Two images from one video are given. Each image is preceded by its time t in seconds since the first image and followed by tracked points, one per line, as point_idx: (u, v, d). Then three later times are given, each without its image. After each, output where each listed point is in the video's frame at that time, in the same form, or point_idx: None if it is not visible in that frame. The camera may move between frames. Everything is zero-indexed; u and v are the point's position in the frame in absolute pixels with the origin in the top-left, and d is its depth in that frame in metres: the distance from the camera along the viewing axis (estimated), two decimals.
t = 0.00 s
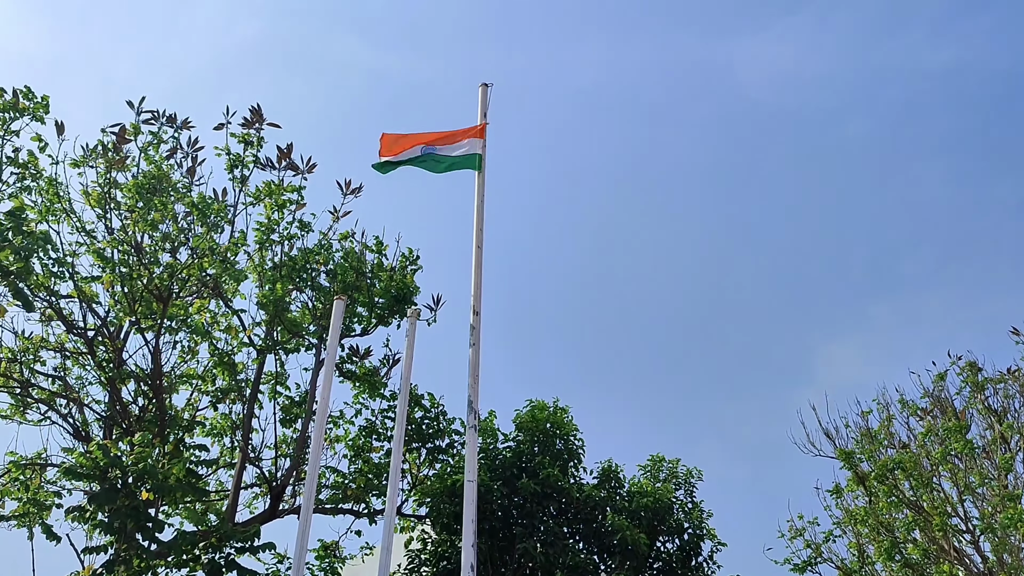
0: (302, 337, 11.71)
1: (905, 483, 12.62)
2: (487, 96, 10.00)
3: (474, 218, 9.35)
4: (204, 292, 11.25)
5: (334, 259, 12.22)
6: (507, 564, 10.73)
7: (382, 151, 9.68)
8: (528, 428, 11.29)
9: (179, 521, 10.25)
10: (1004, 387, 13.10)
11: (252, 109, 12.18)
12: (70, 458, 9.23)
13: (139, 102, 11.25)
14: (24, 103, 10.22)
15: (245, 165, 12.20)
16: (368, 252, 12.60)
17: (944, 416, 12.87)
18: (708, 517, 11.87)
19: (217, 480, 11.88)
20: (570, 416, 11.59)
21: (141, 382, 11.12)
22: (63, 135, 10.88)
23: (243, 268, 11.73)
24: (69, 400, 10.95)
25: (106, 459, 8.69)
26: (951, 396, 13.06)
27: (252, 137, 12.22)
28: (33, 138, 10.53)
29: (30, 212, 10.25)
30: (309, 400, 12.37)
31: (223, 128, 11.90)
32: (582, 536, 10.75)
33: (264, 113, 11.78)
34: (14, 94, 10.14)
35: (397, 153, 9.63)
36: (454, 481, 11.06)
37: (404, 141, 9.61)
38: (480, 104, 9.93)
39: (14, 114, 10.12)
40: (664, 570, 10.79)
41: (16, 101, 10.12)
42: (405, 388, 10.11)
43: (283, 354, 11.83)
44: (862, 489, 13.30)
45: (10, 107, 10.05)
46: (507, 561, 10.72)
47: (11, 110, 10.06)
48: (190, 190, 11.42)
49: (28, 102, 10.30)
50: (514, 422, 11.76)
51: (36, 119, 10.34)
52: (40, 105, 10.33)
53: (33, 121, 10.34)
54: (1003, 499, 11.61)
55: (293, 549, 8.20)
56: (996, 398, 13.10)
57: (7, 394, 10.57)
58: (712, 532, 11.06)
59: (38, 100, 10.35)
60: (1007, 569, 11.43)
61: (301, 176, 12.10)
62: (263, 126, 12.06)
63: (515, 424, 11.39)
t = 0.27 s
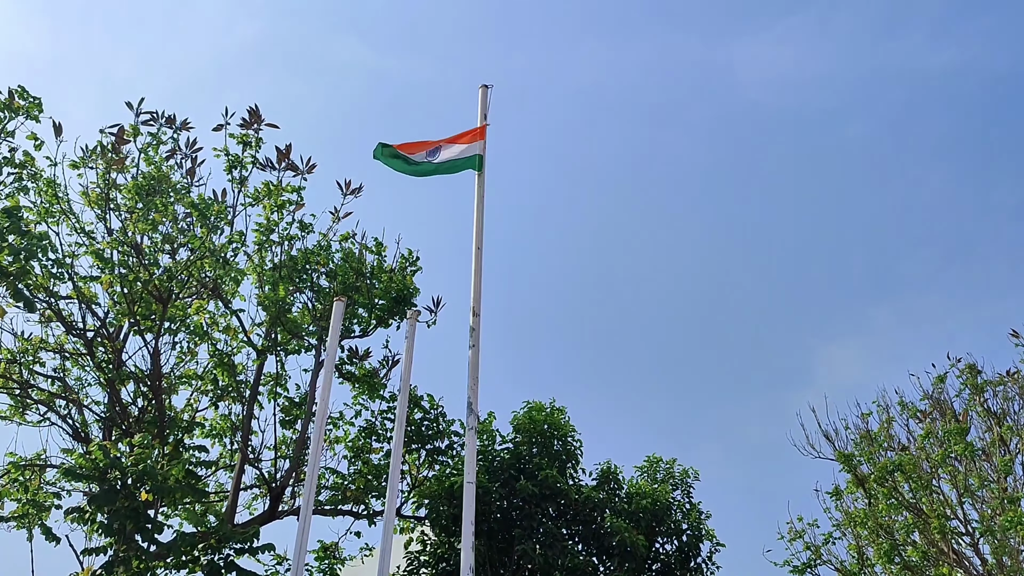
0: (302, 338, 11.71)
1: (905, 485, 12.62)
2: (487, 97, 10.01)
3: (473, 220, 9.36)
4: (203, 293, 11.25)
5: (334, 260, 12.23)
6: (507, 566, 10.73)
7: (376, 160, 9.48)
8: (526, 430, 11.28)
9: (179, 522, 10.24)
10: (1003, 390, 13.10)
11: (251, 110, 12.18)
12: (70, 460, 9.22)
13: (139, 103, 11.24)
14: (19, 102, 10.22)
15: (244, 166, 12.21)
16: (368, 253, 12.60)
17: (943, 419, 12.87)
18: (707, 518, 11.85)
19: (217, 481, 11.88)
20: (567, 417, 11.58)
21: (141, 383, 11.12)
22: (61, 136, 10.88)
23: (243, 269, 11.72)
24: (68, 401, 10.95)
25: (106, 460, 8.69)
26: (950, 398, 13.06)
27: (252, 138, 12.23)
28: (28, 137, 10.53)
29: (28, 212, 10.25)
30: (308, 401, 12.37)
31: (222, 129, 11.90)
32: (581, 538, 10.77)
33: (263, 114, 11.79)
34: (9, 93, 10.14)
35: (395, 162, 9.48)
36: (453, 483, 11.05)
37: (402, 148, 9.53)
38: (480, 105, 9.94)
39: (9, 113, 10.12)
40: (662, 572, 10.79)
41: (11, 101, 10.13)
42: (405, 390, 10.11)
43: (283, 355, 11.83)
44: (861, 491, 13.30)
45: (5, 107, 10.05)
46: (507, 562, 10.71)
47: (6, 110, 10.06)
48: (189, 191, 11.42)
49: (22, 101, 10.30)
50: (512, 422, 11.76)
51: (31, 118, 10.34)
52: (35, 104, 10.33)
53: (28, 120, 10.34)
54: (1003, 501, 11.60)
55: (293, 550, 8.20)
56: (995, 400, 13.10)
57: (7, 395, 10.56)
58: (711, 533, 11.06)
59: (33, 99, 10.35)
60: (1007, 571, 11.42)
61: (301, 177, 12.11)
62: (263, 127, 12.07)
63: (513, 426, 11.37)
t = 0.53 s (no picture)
0: (302, 335, 11.72)
1: (904, 483, 12.63)
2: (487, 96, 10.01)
3: (473, 217, 9.36)
4: (203, 291, 11.25)
5: (334, 258, 12.23)
6: (505, 564, 10.74)
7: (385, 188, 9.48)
8: (524, 428, 11.28)
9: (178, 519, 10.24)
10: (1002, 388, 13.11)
11: (252, 107, 12.18)
12: (69, 456, 9.23)
13: (139, 99, 11.05)
14: (18, 99, 10.22)
15: (244, 163, 12.21)
16: (368, 251, 12.61)
17: (942, 417, 12.89)
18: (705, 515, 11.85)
19: (217, 478, 11.89)
20: (562, 414, 11.60)
21: (140, 380, 11.13)
22: (60, 133, 10.88)
23: (243, 267, 11.73)
24: (68, 398, 10.95)
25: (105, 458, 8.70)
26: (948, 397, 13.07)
27: (252, 135, 12.23)
28: (27, 134, 10.53)
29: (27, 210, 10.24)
30: (308, 398, 12.38)
31: (223, 127, 11.91)
32: (579, 535, 10.79)
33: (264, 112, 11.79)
34: (7, 90, 10.14)
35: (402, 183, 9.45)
36: (451, 481, 11.07)
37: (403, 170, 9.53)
38: (479, 104, 9.94)
39: (8, 110, 10.12)
40: (661, 569, 10.80)
41: (9, 97, 10.12)
42: (404, 388, 10.12)
43: (282, 352, 11.83)
44: (860, 489, 13.32)
45: (3, 104, 10.05)
46: (505, 560, 10.72)
47: (5, 106, 10.06)
48: (189, 188, 11.42)
49: (21, 97, 10.30)
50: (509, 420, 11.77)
51: (30, 114, 10.34)
52: (33, 100, 10.33)
53: (27, 117, 10.34)
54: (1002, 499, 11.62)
55: (292, 548, 8.21)
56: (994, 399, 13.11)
57: (6, 392, 10.57)
58: (709, 530, 11.07)
59: (31, 96, 10.35)
60: (1006, 570, 11.43)
61: (301, 175, 12.11)
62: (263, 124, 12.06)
63: (510, 424, 11.38)
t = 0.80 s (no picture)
0: (300, 328, 11.72)
1: (901, 477, 12.65)
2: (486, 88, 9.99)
3: (472, 211, 9.35)
4: (202, 283, 11.25)
5: (333, 251, 12.22)
6: (503, 556, 10.75)
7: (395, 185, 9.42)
8: (520, 420, 11.31)
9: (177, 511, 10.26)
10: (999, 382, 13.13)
11: (252, 99, 12.15)
12: (67, 448, 9.24)
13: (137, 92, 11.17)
14: (18, 92, 10.19)
15: (244, 156, 12.19)
16: (367, 244, 12.60)
17: (939, 410, 12.91)
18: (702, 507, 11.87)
19: (215, 471, 11.90)
20: (557, 405, 11.62)
21: (139, 372, 11.13)
22: (59, 125, 10.85)
23: (241, 260, 11.72)
24: (66, 389, 10.95)
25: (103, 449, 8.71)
26: (946, 390, 13.09)
27: (252, 128, 12.21)
28: (27, 127, 10.51)
29: (26, 201, 10.23)
30: (306, 391, 12.38)
31: (223, 119, 11.89)
32: (576, 527, 10.82)
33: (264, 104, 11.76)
34: (7, 82, 10.11)
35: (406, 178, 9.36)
36: (449, 473, 11.09)
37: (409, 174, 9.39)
38: (478, 96, 9.92)
39: (8, 103, 10.09)
40: (658, 561, 10.82)
41: (9, 90, 10.10)
42: (403, 380, 10.12)
43: (281, 345, 11.82)
44: (857, 483, 13.35)
45: (3, 96, 10.02)
46: (503, 552, 10.73)
47: (5, 99, 10.04)
48: (187, 181, 11.40)
49: (21, 91, 10.27)
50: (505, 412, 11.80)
51: (30, 108, 10.32)
52: (34, 94, 10.31)
53: (27, 110, 10.32)
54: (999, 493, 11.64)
55: (290, 539, 8.23)
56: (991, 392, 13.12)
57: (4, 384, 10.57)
58: (705, 522, 11.09)
59: (31, 89, 10.33)
60: (1002, 563, 11.45)
61: (301, 168, 12.10)
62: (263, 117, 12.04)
63: (506, 417, 11.39)
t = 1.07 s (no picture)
0: (298, 316, 11.71)
1: (897, 465, 12.69)
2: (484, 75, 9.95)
3: (470, 198, 9.33)
4: (199, 271, 11.23)
5: (331, 239, 12.21)
6: (499, 543, 10.83)
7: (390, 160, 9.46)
8: (515, 408, 11.33)
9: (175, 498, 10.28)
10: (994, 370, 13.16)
11: (250, 86, 12.10)
12: (65, 435, 9.24)
13: (133, 78, 10.99)
14: (17, 80, 10.14)
15: (242, 143, 12.15)
16: (365, 232, 12.58)
17: (936, 399, 12.94)
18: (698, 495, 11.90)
19: (212, 458, 11.92)
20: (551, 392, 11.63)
21: (136, 360, 11.12)
22: (56, 111, 10.80)
23: (239, 247, 11.71)
24: (64, 377, 10.95)
25: (101, 436, 8.71)
26: (942, 379, 13.12)
27: (250, 115, 12.16)
28: (26, 114, 10.46)
29: (23, 188, 10.19)
30: (303, 379, 12.39)
31: (221, 106, 11.84)
32: (572, 515, 10.82)
33: (262, 91, 11.72)
34: (7, 70, 10.07)
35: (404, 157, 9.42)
36: (446, 461, 11.11)
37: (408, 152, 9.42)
38: (477, 84, 9.89)
39: (7, 90, 10.04)
40: (654, 548, 10.86)
41: (8, 78, 10.05)
42: (400, 368, 10.12)
43: (279, 333, 11.82)
44: (853, 471, 13.39)
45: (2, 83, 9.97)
46: (500, 539, 10.80)
47: (4, 86, 9.99)
48: (185, 168, 11.36)
49: (21, 78, 10.21)
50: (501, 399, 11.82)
51: (29, 95, 10.27)
52: (34, 81, 10.25)
53: (27, 98, 10.27)
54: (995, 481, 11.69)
55: (288, 527, 8.24)
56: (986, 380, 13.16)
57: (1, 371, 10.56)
58: (700, 508, 11.12)
59: (33, 77, 10.27)
60: (997, 551, 11.50)
61: (299, 155, 12.07)
62: (262, 104, 12.00)
63: (501, 405, 11.40)
